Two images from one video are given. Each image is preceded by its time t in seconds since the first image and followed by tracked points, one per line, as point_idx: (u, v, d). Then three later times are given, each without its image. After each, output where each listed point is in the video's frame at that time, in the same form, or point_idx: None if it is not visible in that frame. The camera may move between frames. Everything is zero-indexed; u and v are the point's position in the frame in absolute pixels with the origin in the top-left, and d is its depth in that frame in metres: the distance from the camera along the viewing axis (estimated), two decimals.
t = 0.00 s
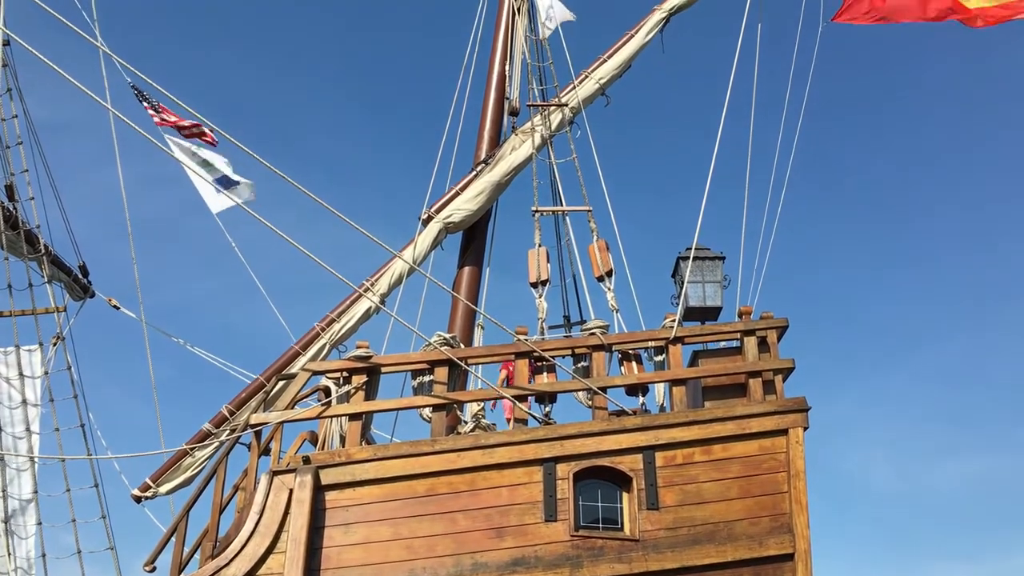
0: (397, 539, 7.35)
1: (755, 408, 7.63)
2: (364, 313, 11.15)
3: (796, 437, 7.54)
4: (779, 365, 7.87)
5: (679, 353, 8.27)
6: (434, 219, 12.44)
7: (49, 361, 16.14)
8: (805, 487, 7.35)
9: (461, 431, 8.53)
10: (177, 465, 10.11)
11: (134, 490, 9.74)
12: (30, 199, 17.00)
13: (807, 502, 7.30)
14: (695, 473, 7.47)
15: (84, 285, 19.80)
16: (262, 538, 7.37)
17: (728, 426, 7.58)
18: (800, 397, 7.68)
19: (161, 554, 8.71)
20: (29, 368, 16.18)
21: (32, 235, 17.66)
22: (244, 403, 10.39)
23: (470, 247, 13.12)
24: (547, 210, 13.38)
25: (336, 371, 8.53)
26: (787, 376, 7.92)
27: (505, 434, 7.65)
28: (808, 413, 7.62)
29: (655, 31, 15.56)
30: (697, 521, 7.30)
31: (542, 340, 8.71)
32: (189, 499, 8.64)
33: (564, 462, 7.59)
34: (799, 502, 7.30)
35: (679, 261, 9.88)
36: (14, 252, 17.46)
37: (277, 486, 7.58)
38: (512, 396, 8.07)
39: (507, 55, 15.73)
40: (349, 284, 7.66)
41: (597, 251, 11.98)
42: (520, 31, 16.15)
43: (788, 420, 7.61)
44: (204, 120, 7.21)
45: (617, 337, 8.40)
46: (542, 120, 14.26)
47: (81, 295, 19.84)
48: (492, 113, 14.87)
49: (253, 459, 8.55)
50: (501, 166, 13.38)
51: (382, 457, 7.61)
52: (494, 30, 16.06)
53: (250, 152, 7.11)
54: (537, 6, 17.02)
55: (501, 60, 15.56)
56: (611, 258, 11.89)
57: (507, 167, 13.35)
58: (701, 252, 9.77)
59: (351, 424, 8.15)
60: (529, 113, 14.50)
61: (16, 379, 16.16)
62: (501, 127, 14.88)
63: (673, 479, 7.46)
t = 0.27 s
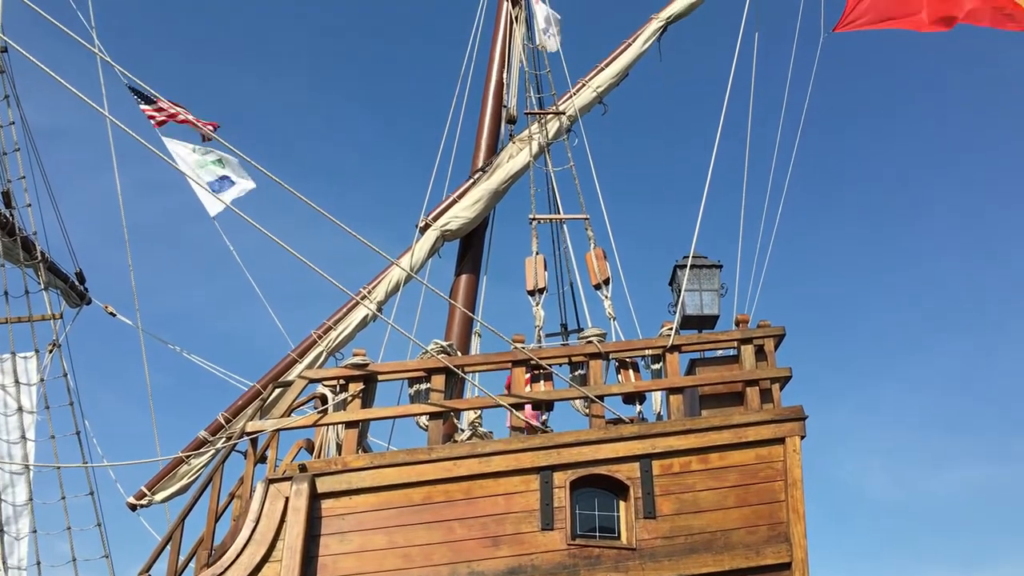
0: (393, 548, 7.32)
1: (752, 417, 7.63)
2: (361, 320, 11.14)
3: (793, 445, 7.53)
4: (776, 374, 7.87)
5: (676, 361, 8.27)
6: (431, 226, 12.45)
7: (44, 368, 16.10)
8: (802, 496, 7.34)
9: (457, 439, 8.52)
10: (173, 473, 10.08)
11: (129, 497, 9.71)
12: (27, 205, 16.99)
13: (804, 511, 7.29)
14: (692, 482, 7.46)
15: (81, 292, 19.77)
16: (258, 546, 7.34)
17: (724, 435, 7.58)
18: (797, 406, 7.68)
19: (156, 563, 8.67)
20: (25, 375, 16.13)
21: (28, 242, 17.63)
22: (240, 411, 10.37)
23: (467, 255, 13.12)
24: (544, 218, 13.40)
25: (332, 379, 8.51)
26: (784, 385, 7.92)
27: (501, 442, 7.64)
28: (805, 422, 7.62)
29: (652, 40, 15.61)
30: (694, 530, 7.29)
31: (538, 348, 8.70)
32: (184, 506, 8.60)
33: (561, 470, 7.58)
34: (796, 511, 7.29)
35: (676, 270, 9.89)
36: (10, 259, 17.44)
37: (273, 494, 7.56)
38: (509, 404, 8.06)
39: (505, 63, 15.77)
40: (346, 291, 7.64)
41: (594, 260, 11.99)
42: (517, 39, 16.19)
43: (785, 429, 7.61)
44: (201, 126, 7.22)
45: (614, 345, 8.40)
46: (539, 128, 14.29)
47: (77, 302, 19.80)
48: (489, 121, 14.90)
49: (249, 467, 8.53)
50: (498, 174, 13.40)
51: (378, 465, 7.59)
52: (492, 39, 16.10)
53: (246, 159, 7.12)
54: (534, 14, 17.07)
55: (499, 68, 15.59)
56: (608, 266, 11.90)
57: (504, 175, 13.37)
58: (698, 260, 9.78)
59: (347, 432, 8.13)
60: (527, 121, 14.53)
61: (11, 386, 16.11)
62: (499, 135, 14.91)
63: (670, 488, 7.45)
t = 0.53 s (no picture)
0: (387, 556, 7.30)
1: (747, 425, 7.64)
2: (356, 327, 11.14)
3: (788, 454, 7.54)
4: (772, 382, 7.89)
5: (672, 369, 8.28)
6: (427, 233, 12.47)
7: (39, 375, 16.04)
8: (797, 504, 7.34)
9: (453, 447, 8.51)
10: (167, 480, 10.05)
11: (123, 504, 9.67)
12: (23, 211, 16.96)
13: (800, 519, 7.30)
14: (687, 490, 7.46)
15: (76, 298, 19.71)
16: (252, 554, 7.32)
17: (720, 443, 7.58)
18: (792, 415, 7.69)
19: (149, 570, 8.64)
20: (19, 382, 16.07)
21: (23, 247, 17.59)
22: (235, 418, 10.35)
23: (463, 262, 13.13)
24: (540, 226, 13.41)
25: (328, 386, 8.50)
26: (779, 394, 7.93)
27: (496, 450, 7.63)
28: (801, 431, 7.63)
29: (648, 48, 15.67)
30: (689, 539, 7.28)
31: (534, 356, 8.70)
32: (178, 514, 8.57)
33: (556, 478, 7.57)
34: (791, 519, 7.29)
35: (671, 278, 9.91)
36: (5, 265, 17.40)
37: (267, 501, 7.55)
38: (504, 412, 8.05)
39: (502, 71, 15.81)
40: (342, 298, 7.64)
41: (589, 267, 12.01)
42: (513, 47, 16.24)
43: (780, 437, 7.62)
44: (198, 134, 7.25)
45: (610, 353, 8.40)
46: (536, 136, 14.33)
47: (72, 308, 19.74)
48: (486, 128, 14.93)
49: (244, 474, 8.50)
50: (495, 181, 13.42)
51: (372, 473, 7.58)
52: (488, 47, 16.15)
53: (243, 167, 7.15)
54: (531, 22, 17.14)
55: (495, 76, 15.63)
56: (604, 274, 11.92)
57: (500, 183, 13.39)
58: (694, 268, 9.80)
59: (342, 439, 8.12)
60: (523, 129, 14.56)
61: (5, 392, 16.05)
62: (495, 142, 14.94)
63: (665, 496, 7.45)
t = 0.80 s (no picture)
0: (382, 564, 7.28)
1: (743, 434, 7.65)
2: (352, 335, 11.13)
3: (783, 463, 7.55)
4: (767, 392, 7.90)
5: (667, 378, 8.29)
6: (423, 241, 12.48)
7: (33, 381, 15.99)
8: (793, 514, 7.35)
9: (448, 455, 8.49)
10: (161, 487, 10.01)
11: (117, 512, 9.62)
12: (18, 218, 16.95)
13: (795, 529, 7.30)
14: (683, 500, 7.46)
15: (71, 304, 19.68)
16: (245, 562, 7.29)
17: (715, 452, 7.59)
18: (788, 424, 7.70)
19: None
20: (13, 388, 16.02)
21: (19, 253, 17.56)
22: (229, 425, 10.33)
23: (459, 270, 13.14)
24: (536, 234, 13.43)
25: (323, 394, 8.49)
26: (775, 403, 7.94)
27: (492, 458, 7.63)
28: (796, 440, 7.65)
29: (645, 58, 15.74)
30: (684, 548, 7.27)
31: (529, 364, 8.71)
32: (172, 521, 8.54)
33: (551, 487, 7.56)
34: (786, 529, 7.29)
35: (667, 287, 9.93)
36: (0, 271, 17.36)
37: (261, 509, 7.53)
38: (500, 420, 8.05)
39: (498, 79, 15.86)
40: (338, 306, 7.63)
41: (585, 276, 12.02)
42: (510, 56, 16.29)
43: (775, 447, 7.63)
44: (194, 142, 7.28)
45: (606, 362, 8.41)
46: (532, 144, 14.37)
47: (67, 314, 19.70)
48: (482, 137, 14.97)
49: (238, 482, 8.48)
50: (491, 189, 13.45)
51: (367, 481, 7.56)
52: (485, 56, 16.20)
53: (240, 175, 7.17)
54: (528, 31, 17.20)
55: (492, 84, 15.68)
56: (600, 282, 11.94)
57: (496, 191, 13.42)
58: (690, 277, 9.82)
59: (337, 447, 8.10)
60: (519, 137, 14.60)
61: None
62: (492, 150, 14.97)
63: (660, 505, 7.44)
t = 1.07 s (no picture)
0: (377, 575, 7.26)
1: (739, 446, 7.66)
2: (348, 345, 11.13)
3: (779, 475, 7.56)
4: (763, 403, 7.92)
5: (664, 389, 8.30)
6: (420, 251, 12.50)
7: (29, 390, 15.94)
8: (789, 526, 7.35)
9: (444, 465, 8.48)
10: (156, 497, 9.98)
11: (111, 521, 9.59)
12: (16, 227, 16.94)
13: (791, 541, 7.30)
14: (679, 511, 7.46)
15: (67, 313, 19.65)
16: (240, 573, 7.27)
17: (711, 463, 7.59)
18: (784, 435, 7.71)
19: None
20: (8, 397, 15.97)
21: (15, 262, 17.54)
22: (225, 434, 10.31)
23: (456, 280, 13.16)
24: (533, 244, 13.47)
25: (319, 404, 8.49)
26: (771, 414, 7.96)
27: (488, 469, 7.63)
28: (792, 452, 7.66)
29: (642, 69, 15.82)
30: (680, 560, 7.26)
31: (526, 375, 8.71)
32: (167, 531, 8.52)
33: (547, 498, 7.55)
34: (782, 541, 7.29)
35: (664, 297, 9.95)
36: None
37: (257, 520, 7.52)
38: (496, 431, 8.05)
39: (496, 90, 15.91)
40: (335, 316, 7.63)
41: (582, 286, 12.05)
42: (508, 66, 16.36)
43: (771, 458, 7.64)
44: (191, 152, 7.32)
45: (602, 373, 8.42)
46: (529, 155, 14.41)
47: (63, 323, 19.66)
48: (480, 147, 15.01)
49: (233, 492, 8.46)
50: (488, 200, 13.48)
51: (363, 491, 7.55)
52: (483, 66, 16.26)
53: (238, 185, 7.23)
54: (526, 42, 17.28)
55: (489, 95, 15.74)
56: (596, 293, 11.96)
57: (494, 201, 13.45)
58: (686, 288, 9.85)
59: (333, 457, 8.09)
60: (517, 148, 14.65)
61: None
62: (489, 161, 15.01)
63: (656, 517, 7.44)
